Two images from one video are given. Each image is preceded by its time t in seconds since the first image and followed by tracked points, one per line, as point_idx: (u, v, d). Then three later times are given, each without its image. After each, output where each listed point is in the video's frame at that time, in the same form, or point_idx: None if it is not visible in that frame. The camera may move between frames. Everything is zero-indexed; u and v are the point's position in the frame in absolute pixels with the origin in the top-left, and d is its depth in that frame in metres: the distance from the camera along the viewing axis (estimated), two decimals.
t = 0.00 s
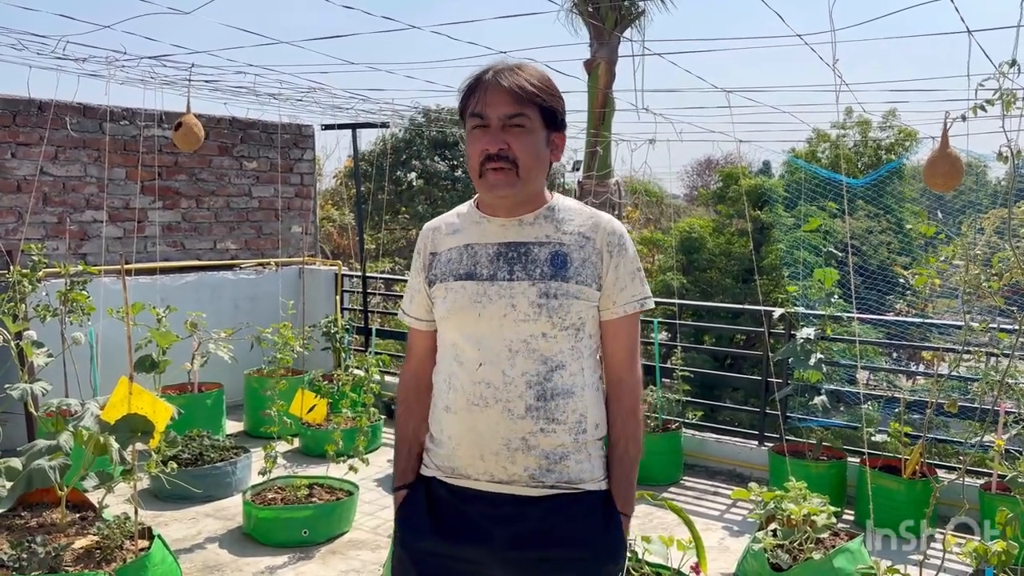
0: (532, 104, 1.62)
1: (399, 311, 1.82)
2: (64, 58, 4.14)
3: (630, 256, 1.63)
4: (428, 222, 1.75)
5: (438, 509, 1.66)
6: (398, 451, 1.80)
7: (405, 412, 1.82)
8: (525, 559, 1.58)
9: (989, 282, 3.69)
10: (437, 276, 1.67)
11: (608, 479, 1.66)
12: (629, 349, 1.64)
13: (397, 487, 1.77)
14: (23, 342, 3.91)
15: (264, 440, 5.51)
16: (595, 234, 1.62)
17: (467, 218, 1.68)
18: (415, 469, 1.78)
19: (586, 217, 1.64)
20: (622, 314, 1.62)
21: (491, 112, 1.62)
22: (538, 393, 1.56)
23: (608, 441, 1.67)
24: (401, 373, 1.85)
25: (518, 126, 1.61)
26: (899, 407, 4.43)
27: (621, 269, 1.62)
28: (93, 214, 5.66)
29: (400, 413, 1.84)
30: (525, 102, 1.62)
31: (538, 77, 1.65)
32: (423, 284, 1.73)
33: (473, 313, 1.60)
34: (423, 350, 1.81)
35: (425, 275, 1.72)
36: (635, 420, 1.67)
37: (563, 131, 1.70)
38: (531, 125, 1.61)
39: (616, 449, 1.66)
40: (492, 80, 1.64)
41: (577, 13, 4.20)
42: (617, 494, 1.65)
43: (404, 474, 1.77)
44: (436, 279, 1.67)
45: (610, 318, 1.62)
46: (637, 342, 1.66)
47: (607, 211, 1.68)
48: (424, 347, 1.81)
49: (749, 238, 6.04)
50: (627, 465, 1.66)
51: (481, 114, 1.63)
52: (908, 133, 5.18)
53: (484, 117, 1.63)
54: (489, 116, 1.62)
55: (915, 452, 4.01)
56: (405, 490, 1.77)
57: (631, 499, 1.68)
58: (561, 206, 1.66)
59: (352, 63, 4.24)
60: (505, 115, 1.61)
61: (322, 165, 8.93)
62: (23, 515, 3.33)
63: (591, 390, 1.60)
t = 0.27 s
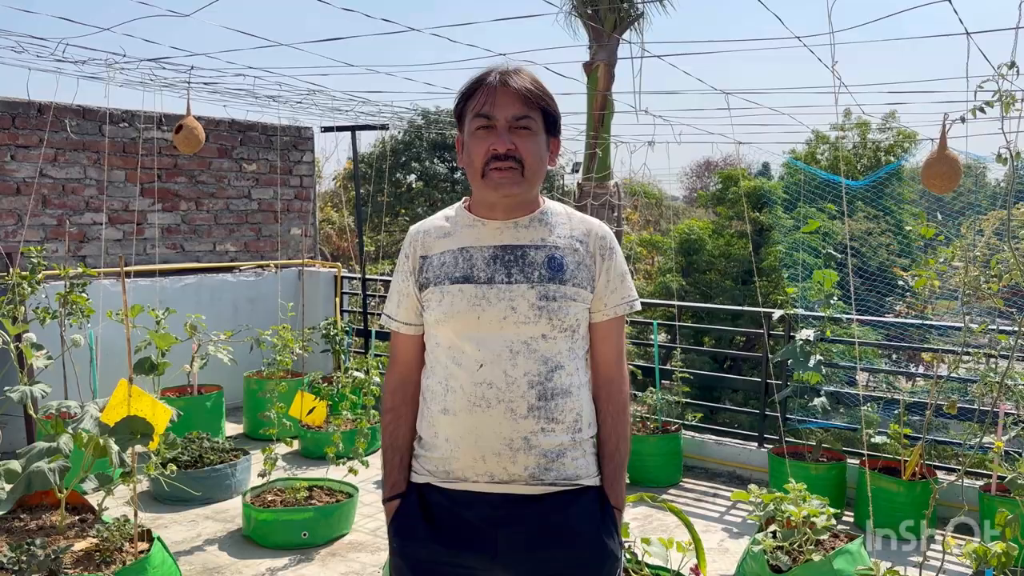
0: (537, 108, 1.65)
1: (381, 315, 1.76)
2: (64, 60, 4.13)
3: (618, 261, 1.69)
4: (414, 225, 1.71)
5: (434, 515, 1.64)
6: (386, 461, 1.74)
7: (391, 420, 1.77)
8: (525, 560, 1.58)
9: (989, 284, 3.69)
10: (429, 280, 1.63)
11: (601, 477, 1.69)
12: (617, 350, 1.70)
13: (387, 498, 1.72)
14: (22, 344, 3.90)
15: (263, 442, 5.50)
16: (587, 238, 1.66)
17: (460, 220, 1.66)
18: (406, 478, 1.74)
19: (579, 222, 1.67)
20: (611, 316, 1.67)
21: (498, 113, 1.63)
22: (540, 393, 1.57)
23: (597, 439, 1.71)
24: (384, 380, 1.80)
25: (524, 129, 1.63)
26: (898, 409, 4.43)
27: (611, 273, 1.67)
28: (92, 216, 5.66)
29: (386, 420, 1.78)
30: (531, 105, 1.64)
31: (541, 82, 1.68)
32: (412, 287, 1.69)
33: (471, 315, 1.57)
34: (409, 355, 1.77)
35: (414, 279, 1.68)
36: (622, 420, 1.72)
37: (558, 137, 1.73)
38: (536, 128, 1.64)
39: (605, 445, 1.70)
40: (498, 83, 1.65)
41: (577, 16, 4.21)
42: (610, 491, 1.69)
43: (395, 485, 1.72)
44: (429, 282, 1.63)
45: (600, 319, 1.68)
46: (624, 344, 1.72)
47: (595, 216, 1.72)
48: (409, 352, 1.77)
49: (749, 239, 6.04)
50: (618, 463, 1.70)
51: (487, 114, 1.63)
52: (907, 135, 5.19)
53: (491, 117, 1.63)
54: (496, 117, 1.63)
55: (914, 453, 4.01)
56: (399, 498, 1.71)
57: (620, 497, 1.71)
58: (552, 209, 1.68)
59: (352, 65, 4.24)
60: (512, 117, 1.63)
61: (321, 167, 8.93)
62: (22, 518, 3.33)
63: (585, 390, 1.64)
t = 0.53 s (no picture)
0: (545, 115, 1.67)
1: (378, 320, 1.69)
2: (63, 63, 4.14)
3: (612, 263, 1.78)
4: (411, 227, 1.67)
5: (451, 521, 1.63)
6: (393, 471, 1.68)
7: (396, 428, 1.71)
8: (545, 557, 1.62)
9: (987, 286, 3.70)
10: (435, 283, 1.61)
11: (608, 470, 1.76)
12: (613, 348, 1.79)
13: (399, 508, 1.67)
14: (21, 347, 3.90)
15: (263, 445, 5.50)
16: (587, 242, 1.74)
17: (463, 223, 1.66)
18: (417, 486, 1.69)
19: (579, 226, 1.73)
20: (607, 315, 1.77)
21: (506, 119, 1.64)
22: (556, 391, 1.60)
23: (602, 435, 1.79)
24: (383, 387, 1.73)
25: (532, 136, 1.64)
26: (897, 411, 4.43)
27: (607, 275, 1.76)
28: (92, 219, 5.66)
29: (390, 429, 1.71)
30: (539, 112, 1.66)
31: (548, 89, 1.69)
32: (414, 291, 1.64)
33: (485, 318, 1.57)
34: (410, 359, 1.71)
35: (416, 282, 1.64)
36: (622, 414, 1.81)
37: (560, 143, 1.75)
38: (543, 135, 1.66)
39: (609, 439, 1.79)
40: (506, 88, 1.66)
41: (576, 18, 4.21)
42: (620, 483, 1.77)
43: (408, 493, 1.67)
44: (435, 286, 1.61)
45: (599, 319, 1.76)
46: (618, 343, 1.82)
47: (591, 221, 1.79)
48: (410, 357, 1.71)
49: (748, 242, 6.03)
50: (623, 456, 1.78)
51: (495, 120, 1.64)
52: (906, 137, 5.20)
53: (499, 124, 1.64)
54: (504, 123, 1.64)
55: (913, 455, 4.01)
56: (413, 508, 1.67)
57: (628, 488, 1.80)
58: (554, 214, 1.72)
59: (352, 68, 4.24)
60: (521, 124, 1.64)
61: (321, 170, 8.93)
62: (21, 521, 3.33)
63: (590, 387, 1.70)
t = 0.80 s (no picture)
0: (560, 119, 1.66)
1: (395, 327, 1.64)
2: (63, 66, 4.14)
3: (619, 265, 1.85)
4: (427, 232, 1.63)
5: (484, 524, 1.61)
6: (420, 481, 1.63)
7: (419, 436, 1.66)
8: (575, 552, 1.63)
9: (985, 288, 3.70)
10: (461, 290, 1.59)
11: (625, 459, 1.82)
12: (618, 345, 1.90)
13: (430, 517, 1.62)
14: (21, 349, 3.90)
15: (262, 447, 5.50)
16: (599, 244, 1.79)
17: (482, 228, 1.65)
18: (447, 493, 1.65)
19: (589, 228, 1.77)
20: (613, 314, 1.86)
21: (523, 125, 1.63)
22: (584, 392, 1.63)
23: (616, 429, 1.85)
24: (401, 396, 1.67)
25: (549, 141, 1.64)
26: (896, 412, 4.44)
27: (615, 275, 1.84)
28: (91, 221, 5.66)
29: (414, 437, 1.66)
30: (554, 117, 1.66)
31: (562, 92, 1.69)
32: (436, 297, 1.61)
33: (514, 324, 1.57)
34: (429, 366, 1.66)
35: (437, 288, 1.61)
36: (630, 409, 1.89)
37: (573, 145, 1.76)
38: (559, 140, 1.66)
39: (623, 433, 1.85)
40: (521, 94, 1.65)
41: (575, 20, 4.22)
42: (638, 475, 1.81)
43: (439, 501, 1.63)
44: (460, 292, 1.59)
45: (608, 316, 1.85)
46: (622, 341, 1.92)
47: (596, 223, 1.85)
48: (429, 363, 1.66)
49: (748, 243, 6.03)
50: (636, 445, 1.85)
51: (512, 126, 1.63)
52: (906, 138, 5.19)
53: (516, 130, 1.63)
54: (521, 129, 1.63)
55: (912, 456, 4.01)
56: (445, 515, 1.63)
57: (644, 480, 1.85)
58: (565, 217, 1.74)
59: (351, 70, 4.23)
60: (537, 130, 1.64)
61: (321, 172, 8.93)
62: (21, 523, 3.33)
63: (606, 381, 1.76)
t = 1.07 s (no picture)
0: (570, 121, 1.66)
1: (408, 327, 1.63)
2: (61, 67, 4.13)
3: (631, 267, 1.84)
4: (441, 231, 1.63)
5: (493, 522, 1.62)
6: (429, 478, 1.64)
7: (429, 435, 1.66)
8: (582, 551, 1.63)
9: (984, 289, 3.70)
10: (473, 292, 1.59)
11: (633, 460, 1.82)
12: (629, 347, 1.89)
13: (438, 514, 1.63)
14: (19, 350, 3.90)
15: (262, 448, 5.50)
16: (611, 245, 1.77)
17: (495, 230, 1.64)
18: (455, 491, 1.66)
19: (602, 229, 1.76)
20: (625, 315, 1.84)
21: (533, 128, 1.63)
22: (593, 396, 1.63)
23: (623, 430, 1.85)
24: (411, 394, 1.67)
25: (559, 143, 1.63)
26: (895, 414, 4.44)
27: (627, 277, 1.82)
28: (90, 223, 5.66)
29: (424, 436, 1.66)
30: (564, 119, 1.65)
31: (571, 93, 1.68)
32: (449, 298, 1.60)
33: (525, 328, 1.57)
34: (440, 366, 1.66)
35: (450, 290, 1.61)
36: (639, 410, 1.88)
37: (585, 147, 1.74)
38: (570, 141, 1.65)
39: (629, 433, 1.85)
40: (530, 97, 1.65)
41: (574, 21, 4.22)
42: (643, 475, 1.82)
43: (447, 499, 1.64)
44: (472, 295, 1.59)
45: (619, 319, 1.84)
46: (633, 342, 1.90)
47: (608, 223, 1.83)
48: (440, 362, 1.66)
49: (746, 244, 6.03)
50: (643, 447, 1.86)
51: (522, 129, 1.63)
52: (905, 139, 5.19)
53: (526, 133, 1.63)
54: (531, 132, 1.63)
55: (911, 457, 4.01)
56: (453, 513, 1.64)
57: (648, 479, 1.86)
58: (578, 219, 1.73)
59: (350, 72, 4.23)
60: (547, 132, 1.63)
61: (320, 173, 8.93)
62: (20, 525, 3.33)
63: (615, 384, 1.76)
